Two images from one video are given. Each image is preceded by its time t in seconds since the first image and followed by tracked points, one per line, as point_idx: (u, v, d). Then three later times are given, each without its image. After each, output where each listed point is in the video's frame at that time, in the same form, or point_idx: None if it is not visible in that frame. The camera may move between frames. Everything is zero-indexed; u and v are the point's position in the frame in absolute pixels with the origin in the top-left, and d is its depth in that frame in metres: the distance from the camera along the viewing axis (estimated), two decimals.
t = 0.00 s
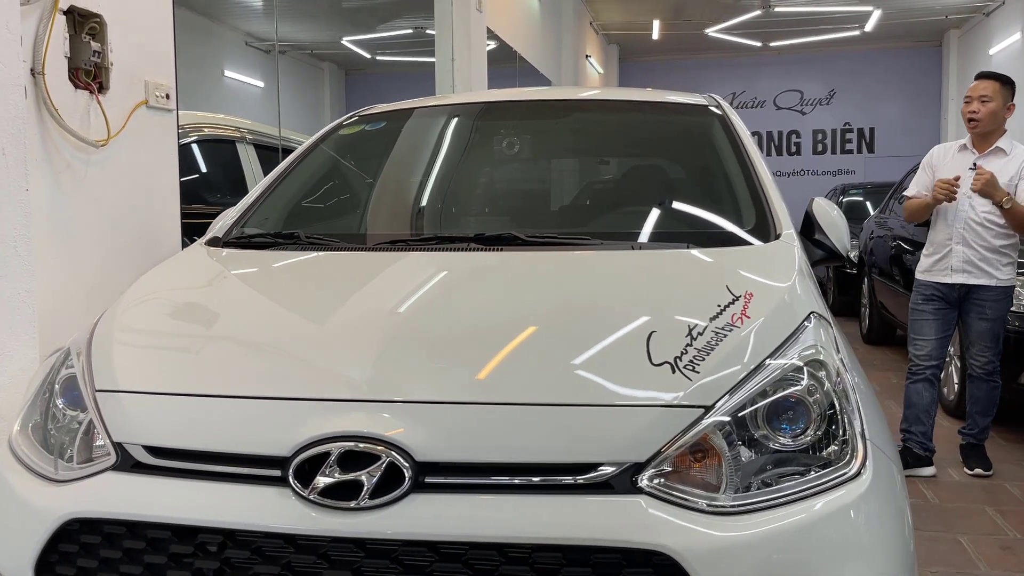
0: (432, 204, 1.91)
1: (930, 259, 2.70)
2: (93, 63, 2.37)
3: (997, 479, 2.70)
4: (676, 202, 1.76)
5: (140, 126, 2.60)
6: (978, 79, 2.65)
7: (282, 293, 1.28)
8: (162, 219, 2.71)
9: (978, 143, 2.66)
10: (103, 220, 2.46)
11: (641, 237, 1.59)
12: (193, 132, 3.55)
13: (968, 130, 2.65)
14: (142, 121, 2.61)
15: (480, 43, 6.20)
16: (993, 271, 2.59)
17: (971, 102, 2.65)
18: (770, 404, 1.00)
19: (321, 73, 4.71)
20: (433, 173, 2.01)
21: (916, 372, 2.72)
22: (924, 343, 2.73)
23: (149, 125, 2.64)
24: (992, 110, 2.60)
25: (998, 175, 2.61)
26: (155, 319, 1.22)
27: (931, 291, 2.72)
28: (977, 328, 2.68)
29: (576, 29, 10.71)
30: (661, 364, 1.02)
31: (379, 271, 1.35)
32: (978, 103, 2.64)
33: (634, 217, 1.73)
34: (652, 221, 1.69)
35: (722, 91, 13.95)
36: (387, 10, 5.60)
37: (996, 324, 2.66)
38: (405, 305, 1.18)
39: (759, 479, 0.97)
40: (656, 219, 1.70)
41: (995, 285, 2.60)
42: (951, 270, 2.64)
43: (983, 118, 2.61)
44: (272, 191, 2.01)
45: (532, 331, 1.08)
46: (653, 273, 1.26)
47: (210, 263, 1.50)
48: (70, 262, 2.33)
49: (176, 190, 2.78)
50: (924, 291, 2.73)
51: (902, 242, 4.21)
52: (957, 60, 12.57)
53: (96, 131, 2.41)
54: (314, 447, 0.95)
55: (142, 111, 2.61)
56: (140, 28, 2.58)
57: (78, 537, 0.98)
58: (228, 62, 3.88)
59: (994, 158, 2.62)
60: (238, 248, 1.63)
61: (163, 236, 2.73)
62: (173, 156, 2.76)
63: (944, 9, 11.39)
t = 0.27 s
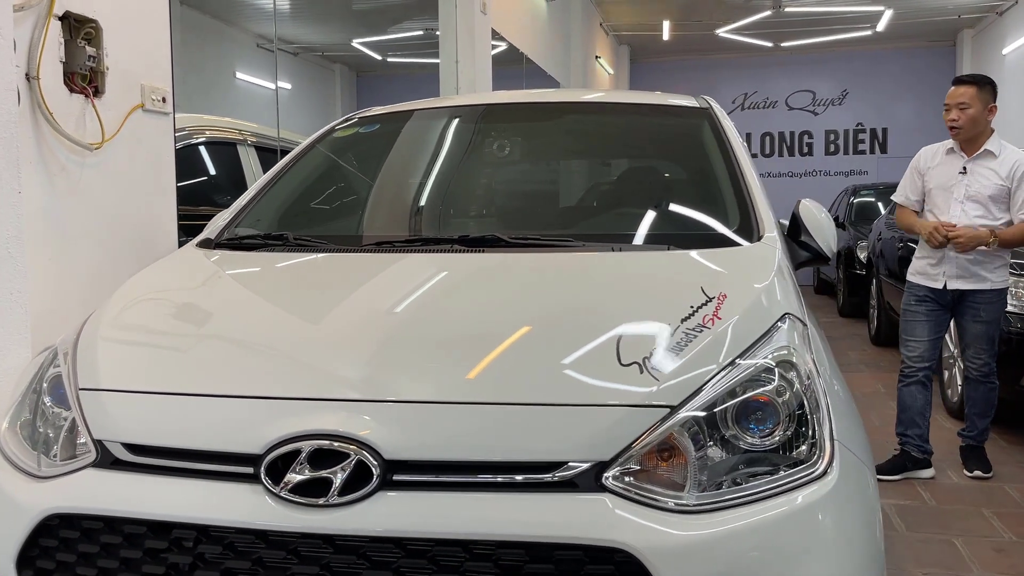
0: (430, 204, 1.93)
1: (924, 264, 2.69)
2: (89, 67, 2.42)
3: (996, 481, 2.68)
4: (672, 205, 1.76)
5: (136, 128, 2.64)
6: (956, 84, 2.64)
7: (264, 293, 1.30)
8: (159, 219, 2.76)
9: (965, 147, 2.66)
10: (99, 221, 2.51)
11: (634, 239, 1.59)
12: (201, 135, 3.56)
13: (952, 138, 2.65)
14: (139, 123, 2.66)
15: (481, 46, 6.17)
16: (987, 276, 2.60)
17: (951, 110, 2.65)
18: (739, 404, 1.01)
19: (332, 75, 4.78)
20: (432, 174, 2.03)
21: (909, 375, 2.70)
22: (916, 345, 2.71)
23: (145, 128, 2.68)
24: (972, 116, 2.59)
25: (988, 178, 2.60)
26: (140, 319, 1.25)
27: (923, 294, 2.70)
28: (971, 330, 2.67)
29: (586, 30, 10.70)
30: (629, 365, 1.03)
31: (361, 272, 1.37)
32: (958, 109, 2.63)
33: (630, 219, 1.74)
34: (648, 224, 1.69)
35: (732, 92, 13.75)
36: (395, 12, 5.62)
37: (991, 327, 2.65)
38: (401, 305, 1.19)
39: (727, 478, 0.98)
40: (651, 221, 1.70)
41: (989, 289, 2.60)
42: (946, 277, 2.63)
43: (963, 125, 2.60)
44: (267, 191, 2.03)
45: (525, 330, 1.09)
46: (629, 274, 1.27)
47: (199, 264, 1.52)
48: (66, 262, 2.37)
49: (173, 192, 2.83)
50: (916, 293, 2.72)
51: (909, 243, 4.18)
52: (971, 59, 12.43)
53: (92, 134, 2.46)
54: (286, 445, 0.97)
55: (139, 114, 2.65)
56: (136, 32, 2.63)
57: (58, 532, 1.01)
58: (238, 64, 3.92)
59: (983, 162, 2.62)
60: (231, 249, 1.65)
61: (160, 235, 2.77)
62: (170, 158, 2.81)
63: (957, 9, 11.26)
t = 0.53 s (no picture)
0: (432, 206, 1.96)
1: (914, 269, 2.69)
2: (91, 73, 2.46)
3: (997, 483, 2.67)
4: (671, 205, 1.76)
5: (138, 132, 2.69)
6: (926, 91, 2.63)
7: (254, 294, 1.33)
8: (162, 221, 2.80)
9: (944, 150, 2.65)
10: (101, 223, 2.55)
11: (631, 242, 1.60)
12: (211, 138, 3.62)
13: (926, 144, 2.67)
14: (140, 128, 2.70)
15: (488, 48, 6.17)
16: (978, 277, 2.58)
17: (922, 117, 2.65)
18: (716, 404, 1.02)
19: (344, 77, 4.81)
20: (435, 175, 2.05)
21: (902, 377, 2.70)
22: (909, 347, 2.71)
23: (146, 132, 2.72)
24: (941, 122, 2.59)
25: (971, 179, 2.59)
26: (133, 320, 1.28)
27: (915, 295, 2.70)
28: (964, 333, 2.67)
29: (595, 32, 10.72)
30: (607, 365, 1.04)
31: (351, 274, 1.39)
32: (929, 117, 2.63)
33: (629, 222, 1.74)
34: (645, 226, 1.70)
35: (743, 93, 13.64)
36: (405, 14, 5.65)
37: (985, 331, 2.65)
38: (401, 305, 1.22)
39: (704, 477, 0.99)
40: (649, 224, 1.70)
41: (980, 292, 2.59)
42: (937, 280, 2.63)
43: (933, 134, 2.61)
44: (268, 192, 2.07)
45: (521, 331, 1.11)
46: (614, 276, 1.29)
47: (195, 266, 1.56)
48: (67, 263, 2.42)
49: (175, 194, 2.87)
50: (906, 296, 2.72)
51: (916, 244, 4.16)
52: (984, 58, 12.31)
53: (92, 138, 2.50)
54: (269, 443, 1.00)
55: (140, 118, 2.69)
56: (139, 38, 2.67)
57: (50, 527, 1.04)
58: (249, 66, 3.95)
59: (965, 163, 2.60)
60: (228, 251, 1.68)
61: (162, 237, 2.81)
62: (172, 161, 2.85)
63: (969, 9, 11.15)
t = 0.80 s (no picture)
0: (436, 208, 1.98)
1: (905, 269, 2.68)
2: (97, 79, 2.51)
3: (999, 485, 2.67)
4: (672, 209, 1.77)
5: (144, 137, 2.73)
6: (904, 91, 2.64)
7: (253, 296, 1.35)
8: (167, 224, 2.84)
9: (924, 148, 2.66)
10: (106, 226, 2.59)
11: (634, 244, 1.60)
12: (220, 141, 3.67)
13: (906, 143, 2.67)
14: (146, 133, 2.74)
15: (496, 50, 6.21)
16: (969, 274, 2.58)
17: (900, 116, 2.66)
18: (703, 404, 1.04)
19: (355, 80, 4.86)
20: (439, 177, 2.07)
21: (902, 382, 2.70)
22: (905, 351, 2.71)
23: (152, 136, 2.76)
24: (919, 120, 2.60)
25: (954, 175, 2.59)
26: (135, 322, 1.31)
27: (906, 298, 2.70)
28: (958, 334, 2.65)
29: (604, 35, 10.73)
30: (594, 366, 1.06)
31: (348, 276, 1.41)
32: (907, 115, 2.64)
33: (629, 226, 1.75)
34: (647, 229, 1.70)
35: (755, 94, 13.59)
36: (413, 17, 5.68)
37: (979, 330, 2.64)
38: (403, 307, 1.23)
39: (690, 476, 1.01)
40: (649, 227, 1.71)
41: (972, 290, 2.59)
42: (929, 280, 2.62)
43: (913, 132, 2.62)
44: (272, 194, 2.10)
45: (521, 332, 1.13)
46: (606, 278, 1.30)
47: (197, 268, 1.58)
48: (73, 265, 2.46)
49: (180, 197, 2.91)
50: (899, 299, 2.72)
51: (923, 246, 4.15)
52: (994, 59, 12.22)
53: (98, 143, 2.54)
54: (264, 442, 1.02)
55: (146, 123, 2.73)
56: (145, 44, 2.71)
57: (51, 524, 1.07)
58: (258, 70, 3.98)
59: (947, 159, 2.61)
60: (231, 254, 1.71)
61: (167, 240, 2.85)
62: (178, 165, 2.89)
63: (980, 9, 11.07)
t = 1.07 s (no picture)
0: (439, 211, 2.00)
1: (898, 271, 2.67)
2: (102, 85, 2.54)
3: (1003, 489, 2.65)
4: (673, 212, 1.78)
5: (148, 142, 2.76)
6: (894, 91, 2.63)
7: (251, 300, 1.37)
8: (171, 227, 2.87)
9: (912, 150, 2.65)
10: (110, 229, 2.62)
11: (635, 247, 1.60)
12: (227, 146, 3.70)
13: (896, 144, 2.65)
14: (150, 138, 2.78)
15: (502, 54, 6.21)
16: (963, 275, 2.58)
17: (891, 116, 2.64)
18: (694, 407, 1.05)
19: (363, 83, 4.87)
20: (442, 181, 2.09)
21: (903, 385, 2.69)
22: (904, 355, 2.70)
23: (156, 142, 2.79)
24: (912, 119, 2.59)
25: (944, 177, 2.59)
26: (135, 325, 1.33)
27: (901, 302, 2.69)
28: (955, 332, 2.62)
29: (611, 38, 10.74)
30: (586, 369, 1.07)
31: (346, 280, 1.43)
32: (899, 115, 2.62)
33: (630, 229, 1.75)
34: (648, 233, 1.70)
35: (763, 96, 13.53)
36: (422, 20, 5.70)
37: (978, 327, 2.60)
38: (406, 311, 1.25)
39: (679, 478, 1.02)
40: (651, 230, 1.72)
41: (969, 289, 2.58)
42: (925, 280, 2.61)
43: (906, 131, 2.60)
44: (276, 198, 2.12)
45: (522, 335, 1.14)
46: (600, 282, 1.31)
47: (198, 272, 1.60)
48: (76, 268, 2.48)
49: (183, 201, 2.93)
50: (893, 303, 2.71)
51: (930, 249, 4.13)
52: (1004, 60, 12.13)
53: (103, 149, 2.57)
54: (259, 444, 1.04)
55: (150, 129, 2.76)
56: (149, 51, 2.74)
57: (51, 523, 1.08)
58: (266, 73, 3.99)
59: (937, 161, 2.61)
60: (234, 258, 1.73)
61: (171, 243, 2.87)
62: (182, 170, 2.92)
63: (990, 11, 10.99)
